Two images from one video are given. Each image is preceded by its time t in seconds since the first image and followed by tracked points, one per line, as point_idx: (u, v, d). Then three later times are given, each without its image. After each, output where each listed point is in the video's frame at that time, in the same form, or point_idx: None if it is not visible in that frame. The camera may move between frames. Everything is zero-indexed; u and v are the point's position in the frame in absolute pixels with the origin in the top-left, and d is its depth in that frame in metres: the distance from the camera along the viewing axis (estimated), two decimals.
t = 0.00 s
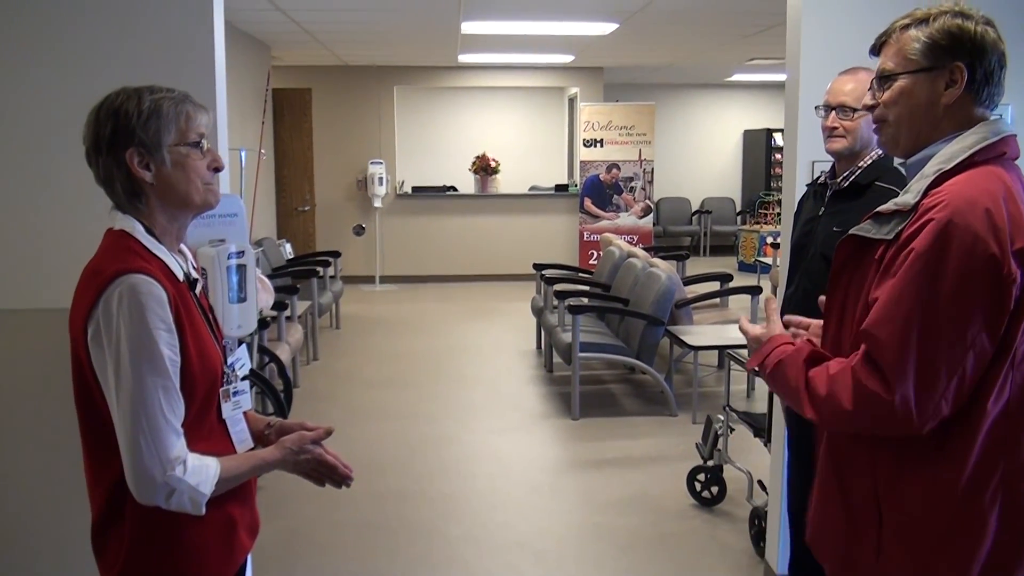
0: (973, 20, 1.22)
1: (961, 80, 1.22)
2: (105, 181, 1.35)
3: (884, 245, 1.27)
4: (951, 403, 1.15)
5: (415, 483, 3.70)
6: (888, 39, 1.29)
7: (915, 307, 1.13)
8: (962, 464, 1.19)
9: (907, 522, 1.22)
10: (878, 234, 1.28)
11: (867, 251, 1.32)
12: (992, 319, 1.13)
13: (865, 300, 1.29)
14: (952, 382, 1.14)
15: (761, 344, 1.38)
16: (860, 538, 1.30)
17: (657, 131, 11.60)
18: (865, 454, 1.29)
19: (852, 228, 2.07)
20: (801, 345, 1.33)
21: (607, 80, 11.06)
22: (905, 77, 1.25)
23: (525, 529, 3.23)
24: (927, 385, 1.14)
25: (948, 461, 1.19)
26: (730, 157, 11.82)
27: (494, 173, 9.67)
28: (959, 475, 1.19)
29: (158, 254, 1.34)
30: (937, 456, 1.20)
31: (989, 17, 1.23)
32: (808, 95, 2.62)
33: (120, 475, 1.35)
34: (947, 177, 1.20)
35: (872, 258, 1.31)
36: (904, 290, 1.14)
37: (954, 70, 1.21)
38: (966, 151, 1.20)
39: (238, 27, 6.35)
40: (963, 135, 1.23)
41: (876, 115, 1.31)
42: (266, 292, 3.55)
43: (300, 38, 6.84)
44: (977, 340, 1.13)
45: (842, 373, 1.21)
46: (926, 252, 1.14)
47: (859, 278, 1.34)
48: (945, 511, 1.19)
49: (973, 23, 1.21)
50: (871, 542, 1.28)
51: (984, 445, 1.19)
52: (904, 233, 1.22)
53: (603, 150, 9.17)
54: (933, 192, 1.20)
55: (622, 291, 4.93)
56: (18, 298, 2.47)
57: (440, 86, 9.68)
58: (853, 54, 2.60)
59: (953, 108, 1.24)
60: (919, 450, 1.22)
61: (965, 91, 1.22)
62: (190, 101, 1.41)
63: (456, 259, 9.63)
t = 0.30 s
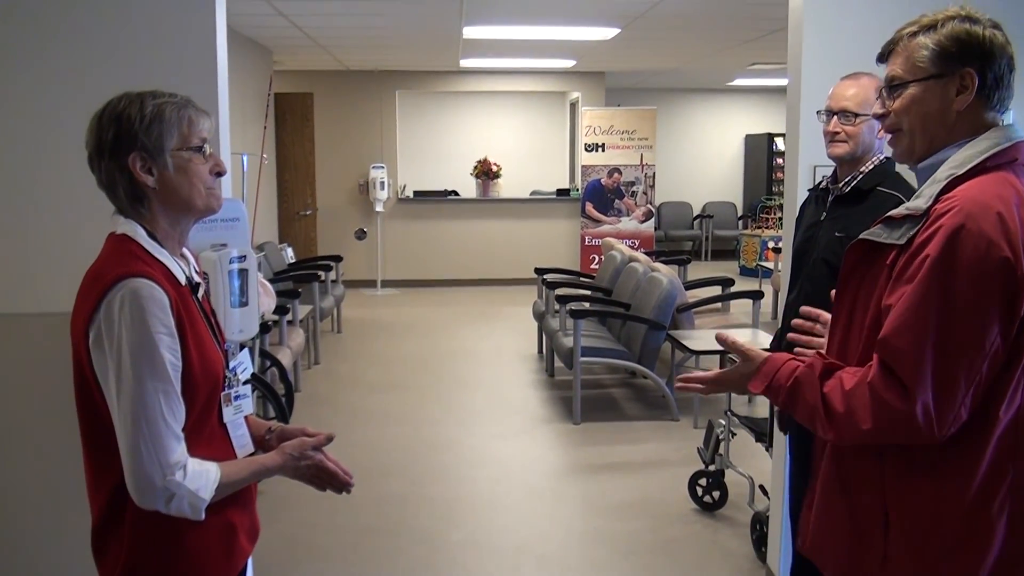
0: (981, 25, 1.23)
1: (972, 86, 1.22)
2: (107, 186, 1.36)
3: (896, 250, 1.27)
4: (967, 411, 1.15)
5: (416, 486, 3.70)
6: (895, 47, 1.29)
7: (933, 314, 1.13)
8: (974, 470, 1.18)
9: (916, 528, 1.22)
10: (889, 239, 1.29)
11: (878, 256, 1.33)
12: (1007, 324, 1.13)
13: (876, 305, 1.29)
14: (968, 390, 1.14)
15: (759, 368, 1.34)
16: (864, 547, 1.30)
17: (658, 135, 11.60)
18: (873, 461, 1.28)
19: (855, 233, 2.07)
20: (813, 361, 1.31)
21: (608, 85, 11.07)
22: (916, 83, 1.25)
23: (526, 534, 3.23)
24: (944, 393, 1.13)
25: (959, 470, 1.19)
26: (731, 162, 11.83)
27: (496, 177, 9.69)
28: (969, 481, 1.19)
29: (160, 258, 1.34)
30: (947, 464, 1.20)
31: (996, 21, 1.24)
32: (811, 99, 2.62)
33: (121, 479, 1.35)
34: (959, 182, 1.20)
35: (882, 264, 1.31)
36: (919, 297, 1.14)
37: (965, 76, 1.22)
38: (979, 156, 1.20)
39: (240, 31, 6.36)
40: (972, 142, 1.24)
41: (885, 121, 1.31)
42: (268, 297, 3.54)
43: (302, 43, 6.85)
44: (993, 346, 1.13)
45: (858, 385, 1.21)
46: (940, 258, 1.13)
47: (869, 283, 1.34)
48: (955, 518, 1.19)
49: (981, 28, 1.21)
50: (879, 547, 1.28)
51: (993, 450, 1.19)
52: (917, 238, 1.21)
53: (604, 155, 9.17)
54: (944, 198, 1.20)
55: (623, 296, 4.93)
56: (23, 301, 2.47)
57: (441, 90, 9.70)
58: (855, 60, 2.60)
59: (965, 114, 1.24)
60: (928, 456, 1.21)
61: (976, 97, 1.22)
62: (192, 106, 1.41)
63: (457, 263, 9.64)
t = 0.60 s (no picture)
0: (1001, 28, 1.21)
1: (986, 95, 1.21)
2: (106, 189, 1.35)
3: (907, 254, 1.26)
4: (983, 417, 1.15)
5: (416, 488, 3.70)
6: (913, 39, 1.27)
7: (948, 318, 1.12)
8: (987, 476, 1.18)
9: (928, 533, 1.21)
10: (898, 243, 1.28)
11: (886, 260, 1.32)
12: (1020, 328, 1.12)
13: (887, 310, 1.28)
14: (984, 395, 1.13)
15: (775, 376, 1.34)
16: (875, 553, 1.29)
17: (658, 137, 11.61)
18: (885, 467, 1.27)
19: (855, 236, 2.07)
20: (827, 368, 1.30)
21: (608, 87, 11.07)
22: (931, 85, 1.24)
23: (526, 536, 3.23)
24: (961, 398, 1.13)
25: (973, 476, 1.18)
26: (731, 164, 11.84)
27: (495, 179, 9.70)
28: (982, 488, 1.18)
29: (159, 260, 1.34)
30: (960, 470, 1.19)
31: (1016, 23, 1.23)
32: (810, 101, 2.62)
33: (121, 481, 1.35)
34: (970, 184, 1.21)
35: (890, 268, 1.31)
36: (934, 302, 1.13)
37: (980, 84, 1.21)
38: (987, 162, 1.21)
39: (240, 33, 6.36)
40: (978, 147, 1.24)
41: (894, 120, 1.30)
42: (267, 299, 3.55)
43: (301, 45, 6.85)
44: (1007, 351, 1.13)
45: (872, 392, 1.20)
46: (954, 262, 1.12)
47: (878, 287, 1.33)
48: (968, 523, 1.18)
49: (1001, 33, 1.20)
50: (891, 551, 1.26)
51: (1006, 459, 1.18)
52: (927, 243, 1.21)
53: (604, 157, 9.18)
54: (955, 202, 1.20)
55: (623, 298, 4.93)
56: (21, 304, 2.47)
57: (441, 93, 9.71)
58: (853, 62, 2.60)
59: (975, 121, 1.24)
60: (941, 462, 1.20)
61: (990, 105, 1.22)
62: (191, 108, 1.41)
63: (456, 265, 9.64)
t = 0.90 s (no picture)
0: (975, 24, 1.18)
1: (944, 97, 1.21)
2: (104, 189, 1.35)
3: (918, 268, 1.22)
4: (1004, 430, 1.13)
5: (414, 489, 3.70)
6: (901, 43, 1.28)
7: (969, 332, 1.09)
8: (999, 490, 1.16)
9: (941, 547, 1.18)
10: (908, 255, 1.24)
11: (888, 269, 1.29)
12: None
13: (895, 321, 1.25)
14: (1006, 410, 1.12)
15: (792, 400, 1.31)
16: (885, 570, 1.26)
17: (656, 137, 11.62)
18: (894, 482, 1.24)
19: (853, 236, 2.08)
20: (843, 389, 1.27)
21: (606, 87, 11.07)
22: (900, 88, 1.26)
23: (523, 536, 3.23)
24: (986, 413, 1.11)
25: (987, 490, 1.16)
26: (729, 164, 11.85)
27: (493, 179, 9.70)
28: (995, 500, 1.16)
29: (155, 262, 1.33)
30: (973, 484, 1.17)
31: (999, 18, 1.18)
32: (808, 102, 2.63)
33: (118, 481, 1.35)
34: (977, 196, 1.17)
35: (893, 279, 1.27)
36: (955, 317, 1.10)
37: (936, 85, 1.21)
38: (989, 169, 1.18)
39: (237, 33, 6.35)
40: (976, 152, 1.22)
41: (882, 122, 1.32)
42: (264, 300, 3.55)
43: (300, 45, 6.84)
44: None
45: (894, 413, 1.17)
46: (976, 277, 1.10)
47: (881, 298, 1.29)
48: (982, 535, 1.16)
49: (960, 33, 1.18)
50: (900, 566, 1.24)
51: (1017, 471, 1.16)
52: (941, 255, 1.17)
53: (602, 157, 9.17)
54: (966, 213, 1.16)
55: (621, 298, 4.93)
56: (18, 304, 2.47)
57: (439, 93, 9.70)
58: (851, 62, 2.60)
59: (943, 123, 1.23)
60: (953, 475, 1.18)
61: (951, 105, 1.21)
62: (188, 108, 1.41)
63: (455, 266, 9.64)
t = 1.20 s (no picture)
0: (995, 31, 1.18)
1: (982, 102, 1.18)
2: (99, 190, 1.34)
3: (921, 272, 1.21)
4: (1006, 433, 1.14)
5: (411, 489, 3.70)
6: (904, 40, 1.22)
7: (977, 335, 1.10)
8: (995, 492, 1.16)
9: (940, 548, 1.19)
10: (911, 258, 1.23)
11: (885, 271, 1.29)
12: None
13: (895, 325, 1.25)
14: (1008, 413, 1.13)
15: (792, 398, 1.30)
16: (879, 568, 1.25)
17: (653, 137, 11.63)
18: (892, 483, 1.24)
19: (851, 236, 2.08)
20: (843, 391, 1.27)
21: (602, 87, 11.08)
22: (927, 90, 1.19)
23: (521, 536, 3.23)
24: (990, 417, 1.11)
25: (983, 491, 1.16)
26: (726, 164, 11.86)
27: (490, 179, 9.70)
28: (990, 504, 1.16)
29: (153, 262, 1.33)
30: (970, 486, 1.17)
31: (1007, 26, 1.19)
32: (805, 102, 2.63)
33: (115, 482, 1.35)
34: (981, 199, 1.18)
35: (891, 282, 1.27)
36: (963, 320, 1.10)
37: (974, 91, 1.17)
38: (989, 173, 1.19)
39: (234, 33, 6.34)
40: (976, 153, 1.21)
41: (886, 124, 1.26)
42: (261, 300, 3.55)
43: (296, 45, 6.84)
44: None
45: (896, 415, 1.17)
46: (985, 281, 1.10)
47: (876, 301, 1.29)
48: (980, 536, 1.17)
49: (986, 36, 1.17)
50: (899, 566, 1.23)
51: (1011, 474, 1.17)
52: (946, 259, 1.17)
53: (599, 157, 9.18)
54: (971, 216, 1.17)
55: (618, 299, 4.94)
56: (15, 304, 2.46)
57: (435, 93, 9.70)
58: (848, 62, 2.61)
59: (968, 128, 1.20)
60: (949, 476, 1.18)
61: (985, 112, 1.19)
62: (182, 108, 1.41)
63: (452, 266, 9.64)
